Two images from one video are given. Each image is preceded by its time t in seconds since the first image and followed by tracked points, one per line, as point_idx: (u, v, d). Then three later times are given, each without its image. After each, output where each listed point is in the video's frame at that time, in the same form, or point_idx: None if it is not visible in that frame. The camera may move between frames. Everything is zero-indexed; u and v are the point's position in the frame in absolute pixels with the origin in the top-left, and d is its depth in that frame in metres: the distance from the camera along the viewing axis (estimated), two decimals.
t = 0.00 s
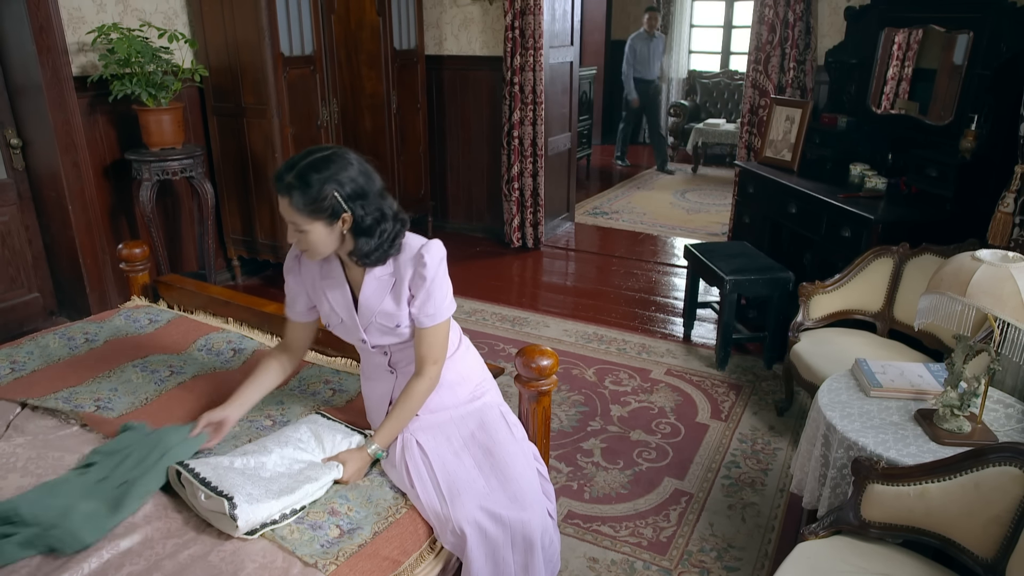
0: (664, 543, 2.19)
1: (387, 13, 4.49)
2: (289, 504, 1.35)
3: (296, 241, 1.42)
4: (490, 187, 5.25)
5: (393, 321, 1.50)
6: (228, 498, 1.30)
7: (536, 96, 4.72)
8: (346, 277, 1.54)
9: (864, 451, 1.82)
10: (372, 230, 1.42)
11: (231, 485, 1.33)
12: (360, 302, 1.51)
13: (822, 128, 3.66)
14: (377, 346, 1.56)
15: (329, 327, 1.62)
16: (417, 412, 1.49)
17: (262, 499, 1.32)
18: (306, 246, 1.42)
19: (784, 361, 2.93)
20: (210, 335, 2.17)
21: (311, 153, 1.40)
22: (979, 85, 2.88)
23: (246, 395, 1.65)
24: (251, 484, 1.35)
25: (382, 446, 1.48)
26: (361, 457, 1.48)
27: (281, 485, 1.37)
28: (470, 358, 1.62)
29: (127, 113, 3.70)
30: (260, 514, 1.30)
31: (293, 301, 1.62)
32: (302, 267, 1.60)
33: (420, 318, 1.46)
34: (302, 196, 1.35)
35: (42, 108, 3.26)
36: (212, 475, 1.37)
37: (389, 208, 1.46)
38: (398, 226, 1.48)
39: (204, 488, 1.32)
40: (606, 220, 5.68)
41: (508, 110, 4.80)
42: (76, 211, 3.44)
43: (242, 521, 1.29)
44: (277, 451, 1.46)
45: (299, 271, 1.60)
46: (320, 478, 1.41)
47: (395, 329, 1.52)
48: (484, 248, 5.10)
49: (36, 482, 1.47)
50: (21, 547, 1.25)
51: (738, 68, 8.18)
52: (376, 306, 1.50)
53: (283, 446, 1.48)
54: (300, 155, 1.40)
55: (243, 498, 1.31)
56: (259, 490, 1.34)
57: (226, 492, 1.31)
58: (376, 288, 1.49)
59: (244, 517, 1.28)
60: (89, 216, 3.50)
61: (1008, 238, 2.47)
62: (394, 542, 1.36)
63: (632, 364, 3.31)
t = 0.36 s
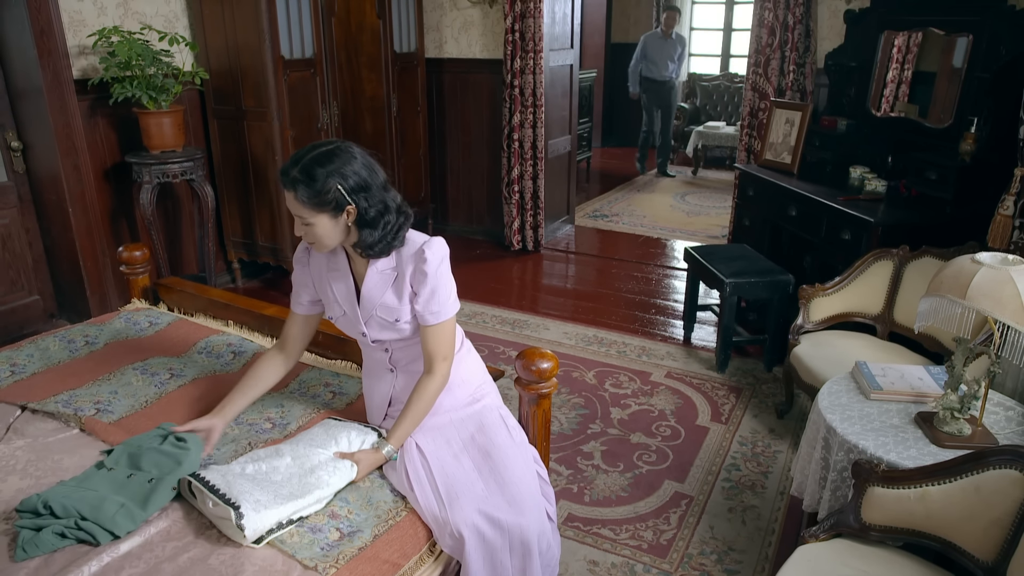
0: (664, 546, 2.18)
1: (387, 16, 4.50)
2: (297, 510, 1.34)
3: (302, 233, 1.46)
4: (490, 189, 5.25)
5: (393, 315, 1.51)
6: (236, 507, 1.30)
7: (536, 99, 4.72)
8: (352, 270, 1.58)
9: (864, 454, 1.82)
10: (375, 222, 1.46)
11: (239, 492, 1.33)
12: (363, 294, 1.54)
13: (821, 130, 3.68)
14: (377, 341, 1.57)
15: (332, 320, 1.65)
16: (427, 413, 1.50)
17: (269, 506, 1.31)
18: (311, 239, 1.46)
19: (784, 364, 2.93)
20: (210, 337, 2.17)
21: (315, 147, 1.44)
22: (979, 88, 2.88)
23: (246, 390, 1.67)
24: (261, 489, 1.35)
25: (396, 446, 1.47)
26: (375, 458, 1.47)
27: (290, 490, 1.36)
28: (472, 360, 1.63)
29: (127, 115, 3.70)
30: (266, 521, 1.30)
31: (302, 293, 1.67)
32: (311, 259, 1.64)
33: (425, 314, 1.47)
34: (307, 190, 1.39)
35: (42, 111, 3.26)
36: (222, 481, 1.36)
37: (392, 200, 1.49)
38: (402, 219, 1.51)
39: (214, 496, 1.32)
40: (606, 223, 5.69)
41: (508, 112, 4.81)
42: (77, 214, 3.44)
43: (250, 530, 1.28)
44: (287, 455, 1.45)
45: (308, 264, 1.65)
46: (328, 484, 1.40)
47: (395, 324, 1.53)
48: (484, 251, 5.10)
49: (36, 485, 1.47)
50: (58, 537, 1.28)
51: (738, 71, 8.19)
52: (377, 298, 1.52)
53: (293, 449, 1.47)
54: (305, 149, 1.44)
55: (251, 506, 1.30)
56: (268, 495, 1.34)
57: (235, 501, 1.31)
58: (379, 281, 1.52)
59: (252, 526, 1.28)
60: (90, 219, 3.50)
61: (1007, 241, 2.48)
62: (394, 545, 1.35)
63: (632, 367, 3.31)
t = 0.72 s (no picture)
0: (664, 548, 2.18)
1: (387, 18, 4.50)
2: (297, 511, 1.33)
3: (307, 236, 1.46)
4: (490, 191, 5.26)
5: (394, 314, 1.52)
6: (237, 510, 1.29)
7: (536, 101, 4.73)
8: (354, 269, 1.58)
9: (864, 456, 1.82)
10: (380, 221, 1.46)
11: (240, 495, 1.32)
12: (364, 292, 1.54)
13: (821, 132, 3.68)
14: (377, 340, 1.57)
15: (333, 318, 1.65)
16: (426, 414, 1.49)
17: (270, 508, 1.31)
18: (317, 240, 1.47)
19: (784, 366, 2.93)
20: (210, 339, 2.17)
21: (316, 149, 1.44)
22: (979, 90, 2.88)
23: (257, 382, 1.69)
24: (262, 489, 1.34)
25: (394, 445, 1.47)
26: (374, 457, 1.46)
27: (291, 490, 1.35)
28: (471, 361, 1.63)
29: (127, 118, 3.71)
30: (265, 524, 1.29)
31: (305, 292, 1.67)
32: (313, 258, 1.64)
33: (425, 314, 1.46)
34: (311, 193, 1.39)
35: (43, 113, 3.26)
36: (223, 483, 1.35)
37: (395, 198, 1.49)
38: (404, 215, 1.52)
39: (215, 499, 1.31)
40: (606, 225, 5.69)
41: (508, 115, 4.81)
42: (77, 216, 3.44)
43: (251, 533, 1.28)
44: (289, 453, 1.44)
45: (310, 262, 1.65)
46: (327, 483, 1.39)
47: (396, 323, 1.53)
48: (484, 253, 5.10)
49: (36, 486, 1.47)
50: (66, 537, 1.28)
51: (738, 74, 8.20)
52: (378, 297, 1.52)
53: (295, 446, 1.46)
54: (305, 152, 1.43)
55: (252, 508, 1.29)
56: (269, 495, 1.33)
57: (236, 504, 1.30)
58: (380, 280, 1.52)
59: (253, 529, 1.27)
60: (90, 221, 3.50)
61: (1008, 243, 2.47)
62: (394, 547, 1.36)
63: (632, 369, 3.31)
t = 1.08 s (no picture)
0: (664, 550, 2.18)
1: (387, 20, 4.50)
2: (297, 481, 1.33)
3: (313, 236, 1.47)
4: (490, 193, 5.26)
5: (395, 311, 1.52)
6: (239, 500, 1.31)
7: (536, 103, 4.73)
8: (357, 268, 1.59)
9: (865, 457, 1.82)
10: (384, 218, 1.47)
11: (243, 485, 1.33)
12: (365, 289, 1.54)
13: (822, 135, 3.65)
14: (379, 339, 1.57)
15: (336, 317, 1.66)
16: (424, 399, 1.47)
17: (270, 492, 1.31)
18: (323, 241, 1.47)
19: (784, 368, 2.93)
20: (210, 341, 2.17)
21: (318, 150, 1.44)
22: (979, 92, 2.88)
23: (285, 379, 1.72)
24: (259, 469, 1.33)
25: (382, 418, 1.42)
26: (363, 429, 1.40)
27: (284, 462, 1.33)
28: (471, 362, 1.63)
29: (128, 119, 3.71)
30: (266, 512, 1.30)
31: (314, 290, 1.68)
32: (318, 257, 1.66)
33: (427, 312, 1.47)
34: (315, 195, 1.39)
35: (43, 114, 3.27)
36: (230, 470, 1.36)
37: (397, 195, 1.50)
38: (406, 212, 1.52)
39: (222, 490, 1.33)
40: (606, 226, 5.69)
41: (508, 116, 4.81)
42: (78, 218, 3.45)
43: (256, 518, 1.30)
44: (277, 418, 1.40)
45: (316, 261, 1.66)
46: (314, 442, 1.35)
47: (397, 320, 1.53)
48: (485, 254, 5.11)
49: (36, 489, 1.47)
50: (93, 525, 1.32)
51: (738, 75, 8.20)
52: (380, 294, 1.52)
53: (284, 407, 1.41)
54: (307, 154, 1.43)
55: (251, 493, 1.31)
56: (267, 474, 1.33)
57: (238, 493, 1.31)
58: (382, 278, 1.53)
59: (255, 515, 1.29)
60: (91, 222, 3.50)
61: (1008, 245, 2.47)
62: (395, 549, 1.36)
63: (633, 371, 3.31)
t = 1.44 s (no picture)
0: (664, 552, 2.18)
1: (387, 22, 4.50)
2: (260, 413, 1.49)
3: (321, 233, 1.48)
4: (490, 194, 5.26)
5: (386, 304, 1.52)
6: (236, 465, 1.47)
7: (536, 104, 4.73)
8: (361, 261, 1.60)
9: (865, 459, 1.82)
10: (390, 215, 1.48)
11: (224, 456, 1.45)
12: (363, 281, 1.56)
13: (821, 136, 3.68)
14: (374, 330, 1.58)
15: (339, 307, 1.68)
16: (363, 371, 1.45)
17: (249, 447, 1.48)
18: (331, 237, 1.49)
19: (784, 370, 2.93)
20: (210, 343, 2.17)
21: (324, 149, 1.43)
22: (979, 94, 2.88)
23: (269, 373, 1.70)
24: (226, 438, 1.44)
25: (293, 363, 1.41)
26: (266, 360, 1.40)
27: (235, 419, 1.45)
28: (469, 362, 1.62)
29: (129, 121, 3.71)
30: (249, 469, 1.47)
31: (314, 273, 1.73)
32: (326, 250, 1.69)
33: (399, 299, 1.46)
34: (323, 194, 1.40)
35: (43, 116, 3.27)
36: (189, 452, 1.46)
37: (402, 192, 1.50)
38: (411, 209, 1.53)
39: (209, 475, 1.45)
40: (606, 228, 5.69)
41: (508, 118, 4.82)
42: (78, 219, 3.45)
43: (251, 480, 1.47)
44: (190, 390, 1.42)
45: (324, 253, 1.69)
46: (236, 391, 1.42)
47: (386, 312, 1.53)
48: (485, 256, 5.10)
49: (36, 490, 1.47)
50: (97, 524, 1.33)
51: (738, 77, 8.21)
52: (372, 285, 1.54)
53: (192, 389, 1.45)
54: (314, 153, 1.42)
55: (235, 455, 1.45)
56: (228, 436, 1.44)
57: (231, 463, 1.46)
58: (375, 270, 1.54)
59: (253, 463, 1.48)
60: (91, 224, 3.51)
61: (1008, 247, 2.47)
62: (394, 551, 1.35)
63: (633, 372, 3.31)
